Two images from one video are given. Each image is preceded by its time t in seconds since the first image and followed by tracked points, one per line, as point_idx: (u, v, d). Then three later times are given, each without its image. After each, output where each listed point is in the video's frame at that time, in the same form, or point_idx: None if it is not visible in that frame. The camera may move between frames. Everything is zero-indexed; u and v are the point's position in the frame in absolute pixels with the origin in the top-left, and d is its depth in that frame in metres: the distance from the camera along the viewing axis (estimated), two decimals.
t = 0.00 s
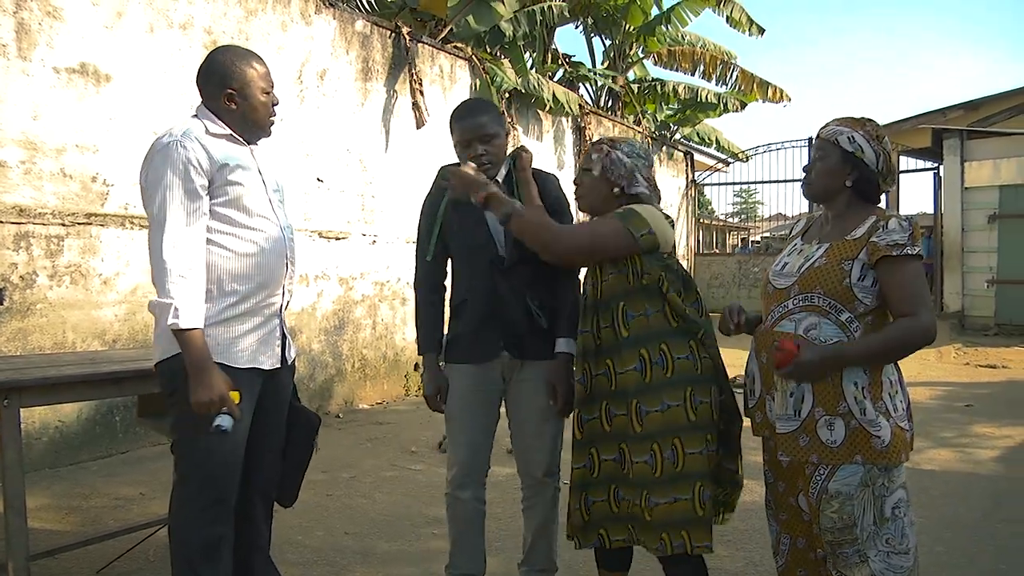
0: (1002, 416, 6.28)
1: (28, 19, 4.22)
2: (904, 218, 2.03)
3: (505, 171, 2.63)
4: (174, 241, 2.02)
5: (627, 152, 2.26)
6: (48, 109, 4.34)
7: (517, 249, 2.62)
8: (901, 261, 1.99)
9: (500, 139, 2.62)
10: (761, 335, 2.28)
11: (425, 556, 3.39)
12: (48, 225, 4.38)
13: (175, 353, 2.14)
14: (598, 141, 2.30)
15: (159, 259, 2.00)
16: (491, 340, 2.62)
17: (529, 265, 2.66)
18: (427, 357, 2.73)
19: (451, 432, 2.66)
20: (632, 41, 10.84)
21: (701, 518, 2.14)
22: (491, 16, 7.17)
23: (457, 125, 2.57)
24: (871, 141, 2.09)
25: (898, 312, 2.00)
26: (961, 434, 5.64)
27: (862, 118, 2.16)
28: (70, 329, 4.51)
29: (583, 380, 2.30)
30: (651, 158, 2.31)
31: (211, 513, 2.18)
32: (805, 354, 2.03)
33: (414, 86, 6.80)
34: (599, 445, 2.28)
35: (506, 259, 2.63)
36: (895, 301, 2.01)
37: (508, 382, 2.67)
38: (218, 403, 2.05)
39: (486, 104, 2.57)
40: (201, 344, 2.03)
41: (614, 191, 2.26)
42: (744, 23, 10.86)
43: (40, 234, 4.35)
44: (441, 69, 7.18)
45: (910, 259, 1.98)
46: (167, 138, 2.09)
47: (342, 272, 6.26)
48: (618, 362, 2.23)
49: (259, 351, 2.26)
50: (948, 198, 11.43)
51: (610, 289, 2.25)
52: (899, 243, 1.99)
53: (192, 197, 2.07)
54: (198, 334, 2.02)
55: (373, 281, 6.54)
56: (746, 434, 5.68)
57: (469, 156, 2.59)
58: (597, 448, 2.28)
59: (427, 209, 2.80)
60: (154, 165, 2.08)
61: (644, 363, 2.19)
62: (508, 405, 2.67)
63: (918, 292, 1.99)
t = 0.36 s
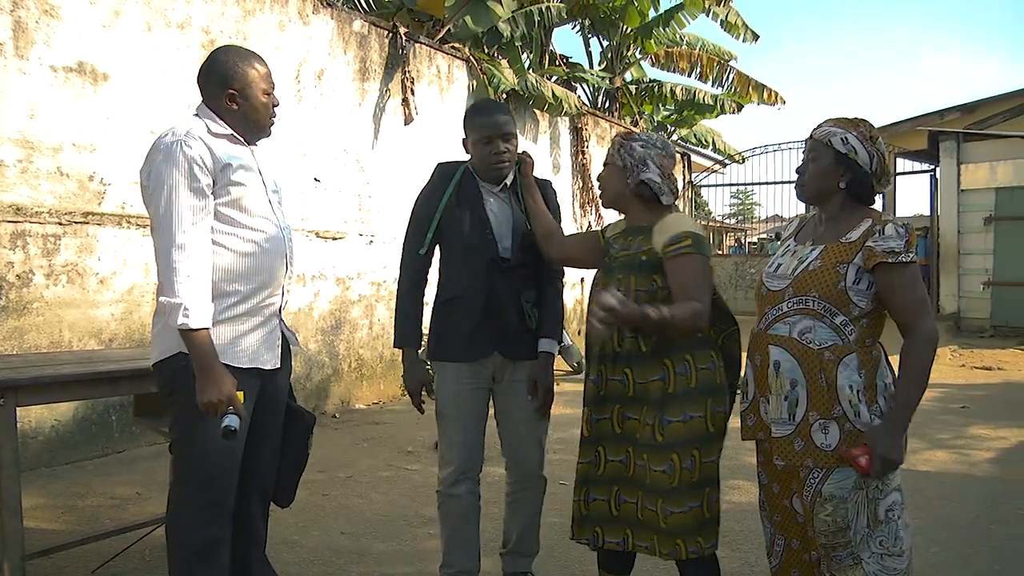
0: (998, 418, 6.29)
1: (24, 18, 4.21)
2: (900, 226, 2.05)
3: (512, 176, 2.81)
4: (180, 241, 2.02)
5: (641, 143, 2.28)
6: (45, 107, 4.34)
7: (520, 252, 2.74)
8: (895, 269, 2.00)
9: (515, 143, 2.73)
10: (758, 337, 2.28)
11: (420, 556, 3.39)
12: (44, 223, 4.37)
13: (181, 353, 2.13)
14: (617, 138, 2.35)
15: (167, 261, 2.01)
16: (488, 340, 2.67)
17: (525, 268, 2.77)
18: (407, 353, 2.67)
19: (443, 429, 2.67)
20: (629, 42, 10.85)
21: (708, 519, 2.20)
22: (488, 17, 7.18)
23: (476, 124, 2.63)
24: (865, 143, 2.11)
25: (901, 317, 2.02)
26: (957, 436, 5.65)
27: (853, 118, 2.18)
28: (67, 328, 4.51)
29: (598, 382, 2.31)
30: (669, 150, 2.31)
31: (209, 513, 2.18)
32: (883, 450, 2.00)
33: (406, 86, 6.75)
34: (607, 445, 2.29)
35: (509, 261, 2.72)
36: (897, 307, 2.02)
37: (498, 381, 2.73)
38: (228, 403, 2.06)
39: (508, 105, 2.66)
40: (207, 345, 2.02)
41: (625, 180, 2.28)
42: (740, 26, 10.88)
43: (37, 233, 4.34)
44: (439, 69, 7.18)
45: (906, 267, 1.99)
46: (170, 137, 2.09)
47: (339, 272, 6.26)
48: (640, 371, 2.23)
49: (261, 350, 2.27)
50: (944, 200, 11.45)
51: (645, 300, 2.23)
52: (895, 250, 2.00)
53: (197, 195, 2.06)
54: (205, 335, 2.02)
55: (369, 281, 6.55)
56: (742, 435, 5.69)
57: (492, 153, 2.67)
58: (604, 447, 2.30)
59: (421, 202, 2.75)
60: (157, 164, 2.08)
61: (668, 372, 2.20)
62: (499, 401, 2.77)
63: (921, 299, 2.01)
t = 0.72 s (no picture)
0: (994, 421, 6.31)
1: (22, 18, 4.21)
2: (900, 231, 2.06)
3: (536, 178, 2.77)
4: (169, 245, 2.03)
5: (683, 147, 2.25)
6: (42, 108, 4.34)
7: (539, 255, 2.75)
8: (894, 275, 2.01)
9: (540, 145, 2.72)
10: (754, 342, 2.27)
11: (417, 557, 3.39)
12: (41, 224, 4.37)
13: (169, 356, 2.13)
14: (654, 136, 2.30)
15: (155, 262, 2.02)
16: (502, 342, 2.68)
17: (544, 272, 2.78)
18: (428, 348, 2.70)
19: (452, 429, 2.68)
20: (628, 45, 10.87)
21: (742, 529, 2.20)
22: (487, 20, 7.22)
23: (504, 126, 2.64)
24: (865, 147, 2.12)
25: (897, 324, 2.05)
26: (953, 439, 5.66)
27: (851, 122, 2.19)
28: (64, 329, 4.50)
29: (643, 391, 2.21)
30: (711, 153, 2.27)
31: (207, 516, 2.18)
32: (882, 454, 2.01)
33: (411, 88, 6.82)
34: (648, 456, 2.23)
35: (527, 263, 2.72)
36: (898, 313, 2.04)
37: (510, 380, 2.75)
38: (192, 412, 2.05)
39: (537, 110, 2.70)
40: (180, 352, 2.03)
41: (667, 187, 2.26)
42: (737, 32, 10.90)
43: (34, 234, 4.34)
44: (437, 71, 7.19)
45: (906, 271, 2.01)
46: (168, 138, 2.10)
47: (337, 274, 6.26)
48: (689, 380, 2.19)
49: (258, 352, 2.27)
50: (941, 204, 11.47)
51: (702, 307, 2.20)
52: (895, 255, 2.00)
53: (190, 197, 2.06)
54: (183, 340, 2.03)
55: (367, 283, 6.55)
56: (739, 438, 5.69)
57: (520, 155, 2.67)
58: (645, 459, 2.23)
59: (445, 200, 2.76)
60: (153, 165, 2.09)
61: (719, 381, 2.18)
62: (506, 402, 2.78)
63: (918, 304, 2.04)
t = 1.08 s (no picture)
0: (992, 420, 6.31)
1: (20, 18, 4.21)
2: (907, 230, 2.07)
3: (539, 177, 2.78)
4: (170, 246, 2.02)
5: (690, 142, 2.22)
6: (40, 108, 4.33)
7: (542, 254, 2.73)
8: (901, 273, 2.02)
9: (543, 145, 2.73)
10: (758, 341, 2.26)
11: (416, 557, 3.39)
12: (40, 224, 4.37)
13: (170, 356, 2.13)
14: (663, 131, 2.29)
15: (157, 260, 2.02)
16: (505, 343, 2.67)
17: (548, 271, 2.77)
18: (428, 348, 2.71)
19: (457, 430, 2.68)
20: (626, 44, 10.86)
21: (741, 529, 2.18)
22: (486, 20, 7.19)
23: (505, 126, 2.65)
24: (873, 147, 2.12)
25: (897, 326, 2.05)
26: (951, 439, 5.66)
27: (858, 121, 2.19)
28: (62, 329, 4.50)
29: (637, 392, 2.22)
30: (718, 149, 2.25)
31: (206, 515, 2.18)
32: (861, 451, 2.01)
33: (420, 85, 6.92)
34: (645, 456, 2.25)
35: (530, 263, 2.71)
36: (900, 315, 2.04)
37: (515, 382, 2.75)
38: (202, 412, 2.06)
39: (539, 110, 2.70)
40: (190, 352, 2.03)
41: (675, 183, 2.25)
42: (737, 29, 10.90)
43: (32, 234, 4.34)
44: (435, 71, 7.19)
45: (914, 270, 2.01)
46: (168, 138, 2.10)
47: (335, 273, 6.26)
48: (680, 382, 2.20)
49: (257, 351, 2.26)
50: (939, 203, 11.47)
51: (695, 310, 2.19)
52: (902, 254, 2.02)
53: (190, 197, 2.06)
54: (190, 340, 2.03)
55: (366, 282, 6.54)
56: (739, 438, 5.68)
57: (520, 154, 2.68)
58: (642, 458, 2.25)
59: (449, 200, 2.78)
60: (152, 165, 2.09)
61: (710, 382, 2.19)
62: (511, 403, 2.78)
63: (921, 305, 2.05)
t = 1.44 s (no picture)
0: (992, 420, 6.32)
1: (21, 16, 4.20)
2: (920, 231, 2.06)
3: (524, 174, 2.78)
4: (174, 244, 2.02)
5: (695, 144, 2.23)
6: (41, 106, 4.33)
7: (530, 251, 2.73)
8: (915, 275, 2.01)
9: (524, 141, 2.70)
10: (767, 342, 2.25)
11: (416, 556, 3.39)
12: (40, 222, 4.36)
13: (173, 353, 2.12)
14: (666, 132, 2.27)
15: (161, 260, 2.02)
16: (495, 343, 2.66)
17: (537, 269, 2.77)
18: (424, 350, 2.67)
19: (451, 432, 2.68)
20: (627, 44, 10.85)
21: (739, 527, 2.20)
22: (486, 19, 7.21)
23: (485, 124, 2.63)
24: (883, 145, 2.11)
25: (913, 324, 2.04)
26: (951, 438, 5.65)
27: (869, 118, 2.19)
28: (62, 327, 4.50)
29: (638, 391, 2.23)
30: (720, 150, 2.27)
31: (206, 514, 2.18)
32: (894, 459, 2.00)
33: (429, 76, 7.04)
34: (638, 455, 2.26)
35: (519, 260, 2.71)
36: (914, 317, 2.04)
37: (507, 382, 2.74)
38: (212, 408, 2.06)
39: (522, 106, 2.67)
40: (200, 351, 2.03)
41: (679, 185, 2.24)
42: (737, 28, 10.89)
43: (32, 232, 4.33)
44: (436, 69, 7.19)
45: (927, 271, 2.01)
46: (169, 136, 2.09)
47: (336, 272, 6.26)
48: (676, 380, 2.19)
49: (257, 351, 2.27)
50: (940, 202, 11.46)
51: (691, 310, 2.19)
52: (915, 256, 2.00)
53: (192, 194, 2.06)
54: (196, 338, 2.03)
55: (366, 281, 6.54)
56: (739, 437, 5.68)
57: (498, 152, 2.66)
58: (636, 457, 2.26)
59: (435, 200, 2.76)
60: (153, 163, 2.09)
61: (706, 381, 2.18)
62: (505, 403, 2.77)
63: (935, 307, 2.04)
